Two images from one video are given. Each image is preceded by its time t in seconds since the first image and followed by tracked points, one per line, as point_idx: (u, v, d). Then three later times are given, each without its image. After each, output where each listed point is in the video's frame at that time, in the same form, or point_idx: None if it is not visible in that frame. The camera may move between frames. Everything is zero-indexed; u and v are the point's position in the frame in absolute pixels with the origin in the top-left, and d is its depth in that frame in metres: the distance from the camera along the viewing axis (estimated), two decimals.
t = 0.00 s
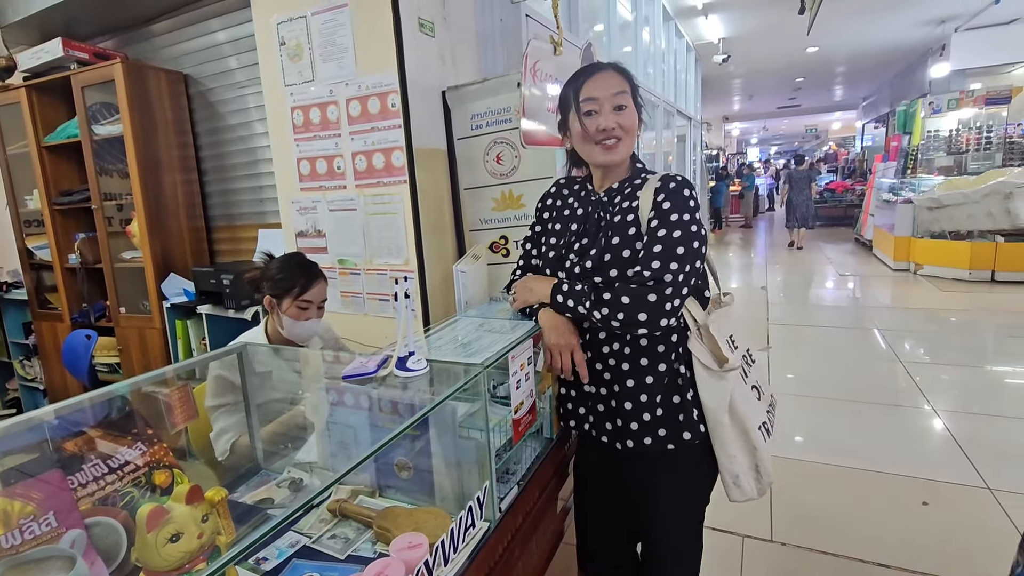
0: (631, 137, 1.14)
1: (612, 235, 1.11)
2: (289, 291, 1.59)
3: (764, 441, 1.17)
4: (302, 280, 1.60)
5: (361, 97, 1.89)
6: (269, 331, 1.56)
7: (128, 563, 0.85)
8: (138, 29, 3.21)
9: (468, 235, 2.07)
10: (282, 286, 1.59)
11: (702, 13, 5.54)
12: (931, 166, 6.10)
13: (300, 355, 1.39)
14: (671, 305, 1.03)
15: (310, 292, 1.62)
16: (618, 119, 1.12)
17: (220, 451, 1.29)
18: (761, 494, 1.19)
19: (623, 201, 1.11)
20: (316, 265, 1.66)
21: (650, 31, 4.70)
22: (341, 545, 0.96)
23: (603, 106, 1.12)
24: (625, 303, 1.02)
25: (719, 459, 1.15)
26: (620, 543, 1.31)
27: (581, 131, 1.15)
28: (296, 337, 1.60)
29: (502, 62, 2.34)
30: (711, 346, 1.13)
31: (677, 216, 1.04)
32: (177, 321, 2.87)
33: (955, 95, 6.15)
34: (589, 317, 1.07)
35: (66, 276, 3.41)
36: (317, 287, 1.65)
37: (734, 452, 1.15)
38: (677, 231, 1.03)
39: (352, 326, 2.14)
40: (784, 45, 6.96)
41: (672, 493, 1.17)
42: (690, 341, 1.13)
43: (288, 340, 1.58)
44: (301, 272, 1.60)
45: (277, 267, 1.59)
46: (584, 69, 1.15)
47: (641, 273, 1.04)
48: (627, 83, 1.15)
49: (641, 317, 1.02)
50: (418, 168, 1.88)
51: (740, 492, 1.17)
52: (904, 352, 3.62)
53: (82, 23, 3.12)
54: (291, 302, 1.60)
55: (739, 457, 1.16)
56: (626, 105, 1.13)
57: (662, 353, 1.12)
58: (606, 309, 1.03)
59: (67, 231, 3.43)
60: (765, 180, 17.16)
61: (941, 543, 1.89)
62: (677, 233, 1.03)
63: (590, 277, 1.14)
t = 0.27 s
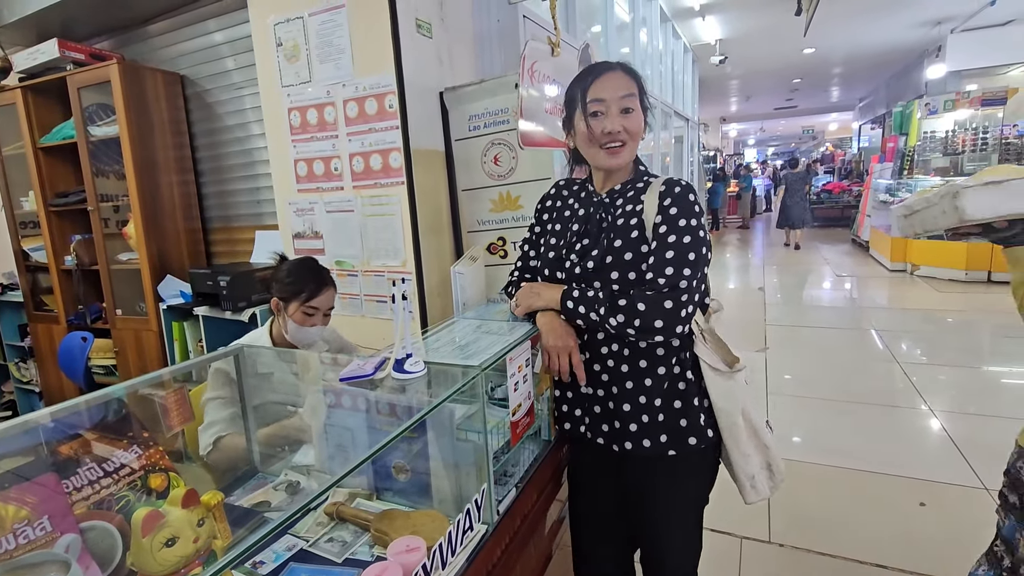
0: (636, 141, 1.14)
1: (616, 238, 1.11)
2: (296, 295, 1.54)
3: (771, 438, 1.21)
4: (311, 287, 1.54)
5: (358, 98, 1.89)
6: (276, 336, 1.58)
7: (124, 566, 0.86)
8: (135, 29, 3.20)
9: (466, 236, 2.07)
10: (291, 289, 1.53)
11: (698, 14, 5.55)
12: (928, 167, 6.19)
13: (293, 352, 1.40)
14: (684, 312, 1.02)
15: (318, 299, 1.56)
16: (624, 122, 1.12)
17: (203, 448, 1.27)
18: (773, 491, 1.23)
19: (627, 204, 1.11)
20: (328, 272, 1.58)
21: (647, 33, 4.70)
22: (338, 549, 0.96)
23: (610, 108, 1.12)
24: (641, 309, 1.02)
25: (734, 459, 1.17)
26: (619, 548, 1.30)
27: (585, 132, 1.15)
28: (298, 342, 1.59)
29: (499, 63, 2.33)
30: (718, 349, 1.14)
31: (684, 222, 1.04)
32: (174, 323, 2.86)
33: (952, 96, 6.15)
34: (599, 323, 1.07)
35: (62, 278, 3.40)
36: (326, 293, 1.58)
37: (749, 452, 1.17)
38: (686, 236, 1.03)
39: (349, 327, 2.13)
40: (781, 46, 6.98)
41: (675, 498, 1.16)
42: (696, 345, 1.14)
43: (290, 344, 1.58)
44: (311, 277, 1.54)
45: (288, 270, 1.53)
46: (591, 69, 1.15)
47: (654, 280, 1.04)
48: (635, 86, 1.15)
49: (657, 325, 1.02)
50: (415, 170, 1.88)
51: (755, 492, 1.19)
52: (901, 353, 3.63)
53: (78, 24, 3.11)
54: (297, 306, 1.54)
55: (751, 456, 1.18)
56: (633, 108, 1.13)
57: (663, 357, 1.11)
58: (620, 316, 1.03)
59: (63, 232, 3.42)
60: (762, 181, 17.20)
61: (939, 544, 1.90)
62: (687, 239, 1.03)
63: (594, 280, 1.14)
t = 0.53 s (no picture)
0: (627, 147, 1.14)
1: (606, 241, 1.10)
2: (305, 299, 1.54)
3: (763, 448, 1.17)
4: (320, 292, 1.54)
5: (354, 99, 1.88)
6: (283, 339, 1.60)
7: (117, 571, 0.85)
8: (130, 30, 3.19)
9: (463, 237, 2.06)
10: (300, 293, 1.53)
11: (696, 16, 5.57)
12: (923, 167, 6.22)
13: (291, 353, 1.39)
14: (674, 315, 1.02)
15: (326, 304, 1.56)
16: (618, 126, 1.12)
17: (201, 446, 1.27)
18: (759, 501, 1.19)
19: (617, 207, 1.10)
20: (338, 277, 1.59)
21: (644, 34, 4.71)
22: (334, 552, 0.95)
23: (605, 111, 1.11)
24: (630, 314, 1.01)
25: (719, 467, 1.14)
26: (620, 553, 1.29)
27: (580, 133, 1.15)
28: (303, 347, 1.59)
29: (496, 64, 2.33)
30: (707, 354, 1.12)
31: (674, 226, 1.03)
32: (170, 325, 2.84)
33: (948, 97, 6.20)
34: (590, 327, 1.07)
35: (57, 280, 3.38)
36: (335, 299, 1.58)
37: (733, 461, 1.14)
38: (676, 241, 1.03)
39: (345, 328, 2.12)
40: (777, 47, 7.00)
41: (676, 501, 1.15)
42: (687, 349, 1.13)
43: (296, 348, 1.59)
44: (322, 283, 1.54)
45: (299, 274, 1.54)
46: (590, 70, 1.14)
47: (643, 284, 1.04)
48: (634, 91, 1.13)
49: (645, 329, 1.02)
50: (412, 171, 1.87)
51: (739, 500, 1.16)
52: (897, 353, 3.64)
53: (73, 24, 3.10)
54: (306, 310, 1.55)
55: (738, 464, 1.15)
56: (629, 113, 1.12)
57: (655, 359, 1.11)
58: (610, 320, 1.03)
59: (58, 234, 3.40)
60: (759, 182, 17.25)
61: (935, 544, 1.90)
62: (676, 243, 1.03)
63: (585, 283, 1.13)
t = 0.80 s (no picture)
0: (625, 151, 1.13)
1: (603, 244, 1.10)
2: (313, 303, 1.53)
3: (763, 449, 1.17)
4: (328, 295, 1.54)
5: (351, 101, 1.88)
6: (288, 341, 1.58)
7: None
8: (127, 32, 3.18)
9: (461, 239, 2.06)
10: (309, 296, 1.53)
11: (692, 17, 5.58)
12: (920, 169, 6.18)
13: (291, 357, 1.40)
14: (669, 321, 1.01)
15: (333, 308, 1.55)
16: (617, 131, 1.11)
17: (206, 446, 1.28)
18: (762, 504, 1.19)
19: (615, 211, 1.10)
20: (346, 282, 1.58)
21: (641, 35, 4.72)
22: (330, 557, 0.94)
23: (604, 115, 1.11)
24: (626, 319, 1.01)
25: (720, 468, 1.14)
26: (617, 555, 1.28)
27: (578, 136, 1.15)
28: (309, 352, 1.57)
29: (494, 65, 2.33)
30: (706, 358, 1.12)
31: (671, 231, 1.02)
32: (166, 327, 2.82)
33: (943, 98, 6.16)
34: (586, 331, 1.07)
35: (53, 283, 3.37)
36: (341, 304, 1.57)
37: (735, 463, 1.14)
38: (672, 246, 1.02)
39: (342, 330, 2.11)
40: (773, 49, 7.02)
41: (674, 503, 1.15)
42: (684, 353, 1.12)
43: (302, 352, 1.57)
44: (330, 286, 1.53)
45: (307, 277, 1.53)
46: (590, 73, 1.14)
47: (640, 289, 1.03)
48: (634, 96, 1.13)
49: (641, 334, 1.01)
50: (410, 172, 1.87)
51: (742, 502, 1.16)
52: (894, 353, 3.65)
53: (69, 26, 3.09)
54: (312, 313, 1.54)
55: (739, 466, 1.15)
56: (628, 118, 1.12)
57: (651, 363, 1.11)
58: (606, 324, 1.03)
59: (54, 236, 3.39)
60: (756, 183, 17.28)
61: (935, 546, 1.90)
62: (673, 248, 1.02)
63: (581, 286, 1.13)
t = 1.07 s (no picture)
0: (625, 156, 1.13)
1: (601, 245, 1.11)
2: (315, 304, 1.54)
3: (757, 458, 1.16)
4: (329, 297, 1.54)
5: (349, 103, 1.88)
6: (289, 343, 1.58)
7: None
8: (124, 35, 3.18)
9: (459, 241, 2.07)
10: (311, 297, 1.53)
11: (689, 19, 5.59)
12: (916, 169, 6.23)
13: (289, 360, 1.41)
14: (666, 323, 1.02)
15: (334, 309, 1.56)
16: (618, 135, 1.11)
17: (201, 449, 1.28)
18: (754, 512, 1.18)
19: (615, 212, 1.11)
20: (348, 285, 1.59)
21: (638, 37, 4.73)
22: (330, 560, 0.95)
23: (606, 118, 1.11)
24: (623, 320, 1.02)
25: (713, 478, 1.14)
26: (614, 556, 1.28)
27: (579, 137, 1.15)
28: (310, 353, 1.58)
29: (492, 67, 2.33)
30: (701, 362, 1.12)
31: (670, 233, 1.03)
32: (165, 330, 2.81)
33: (938, 99, 6.11)
34: (583, 332, 1.07)
35: (51, 285, 3.36)
36: (343, 305, 1.58)
37: (727, 471, 1.14)
38: (672, 247, 1.02)
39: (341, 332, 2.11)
40: (770, 51, 7.04)
41: (671, 504, 1.15)
42: (681, 356, 1.12)
43: (302, 353, 1.58)
44: (332, 288, 1.54)
45: (309, 279, 1.53)
46: (595, 76, 1.14)
47: (638, 290, 1.04)
48: (638, 101, 1.13)
49: (638, 335, 1.02)
50: (408, 174, 1.87)
51: (733, 511, 1.16)
52: (891, 353, 3.66)
53: (67, 29, 3.09)
54: (314, 315, 1.54)
55: (732, 474, 1.15)
56: (630, 123, 1.12)
57: (647, 366, 1.11)
58: (604, 326, 1.03)
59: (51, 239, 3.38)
60: (753, 184, 17.32)
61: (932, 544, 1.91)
62: (672, 250, 1.02)
63: (578, 287, 1.13)
